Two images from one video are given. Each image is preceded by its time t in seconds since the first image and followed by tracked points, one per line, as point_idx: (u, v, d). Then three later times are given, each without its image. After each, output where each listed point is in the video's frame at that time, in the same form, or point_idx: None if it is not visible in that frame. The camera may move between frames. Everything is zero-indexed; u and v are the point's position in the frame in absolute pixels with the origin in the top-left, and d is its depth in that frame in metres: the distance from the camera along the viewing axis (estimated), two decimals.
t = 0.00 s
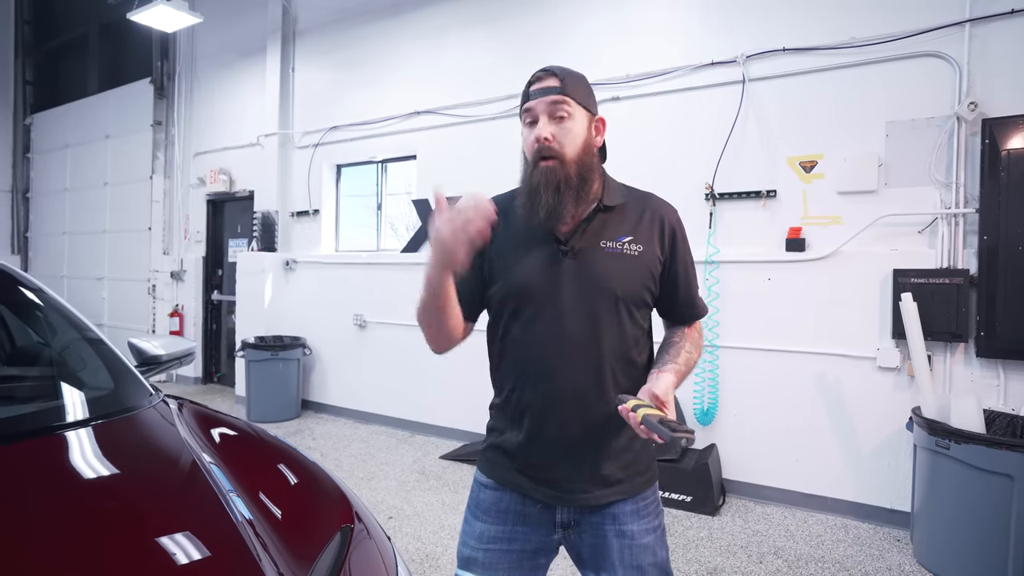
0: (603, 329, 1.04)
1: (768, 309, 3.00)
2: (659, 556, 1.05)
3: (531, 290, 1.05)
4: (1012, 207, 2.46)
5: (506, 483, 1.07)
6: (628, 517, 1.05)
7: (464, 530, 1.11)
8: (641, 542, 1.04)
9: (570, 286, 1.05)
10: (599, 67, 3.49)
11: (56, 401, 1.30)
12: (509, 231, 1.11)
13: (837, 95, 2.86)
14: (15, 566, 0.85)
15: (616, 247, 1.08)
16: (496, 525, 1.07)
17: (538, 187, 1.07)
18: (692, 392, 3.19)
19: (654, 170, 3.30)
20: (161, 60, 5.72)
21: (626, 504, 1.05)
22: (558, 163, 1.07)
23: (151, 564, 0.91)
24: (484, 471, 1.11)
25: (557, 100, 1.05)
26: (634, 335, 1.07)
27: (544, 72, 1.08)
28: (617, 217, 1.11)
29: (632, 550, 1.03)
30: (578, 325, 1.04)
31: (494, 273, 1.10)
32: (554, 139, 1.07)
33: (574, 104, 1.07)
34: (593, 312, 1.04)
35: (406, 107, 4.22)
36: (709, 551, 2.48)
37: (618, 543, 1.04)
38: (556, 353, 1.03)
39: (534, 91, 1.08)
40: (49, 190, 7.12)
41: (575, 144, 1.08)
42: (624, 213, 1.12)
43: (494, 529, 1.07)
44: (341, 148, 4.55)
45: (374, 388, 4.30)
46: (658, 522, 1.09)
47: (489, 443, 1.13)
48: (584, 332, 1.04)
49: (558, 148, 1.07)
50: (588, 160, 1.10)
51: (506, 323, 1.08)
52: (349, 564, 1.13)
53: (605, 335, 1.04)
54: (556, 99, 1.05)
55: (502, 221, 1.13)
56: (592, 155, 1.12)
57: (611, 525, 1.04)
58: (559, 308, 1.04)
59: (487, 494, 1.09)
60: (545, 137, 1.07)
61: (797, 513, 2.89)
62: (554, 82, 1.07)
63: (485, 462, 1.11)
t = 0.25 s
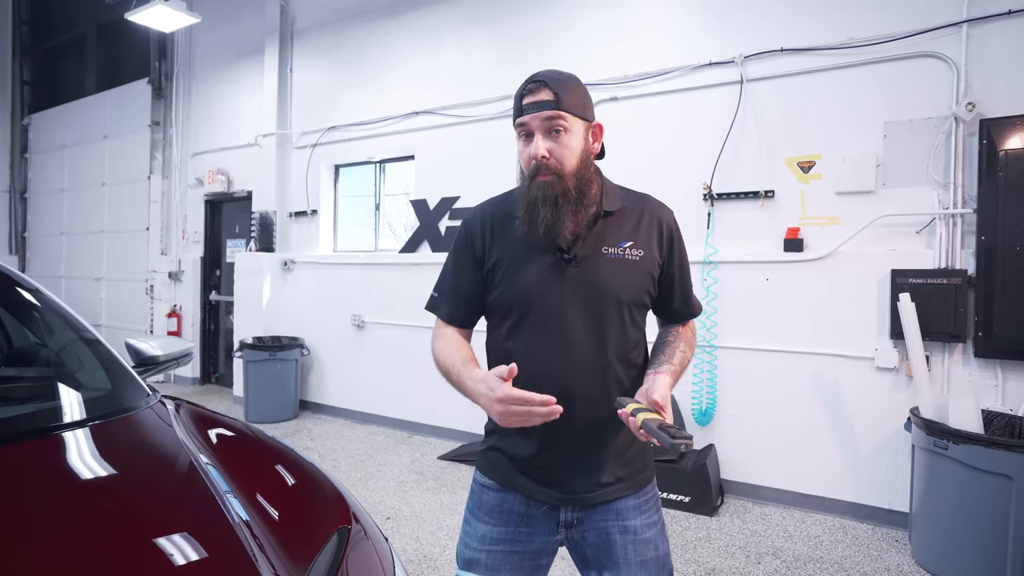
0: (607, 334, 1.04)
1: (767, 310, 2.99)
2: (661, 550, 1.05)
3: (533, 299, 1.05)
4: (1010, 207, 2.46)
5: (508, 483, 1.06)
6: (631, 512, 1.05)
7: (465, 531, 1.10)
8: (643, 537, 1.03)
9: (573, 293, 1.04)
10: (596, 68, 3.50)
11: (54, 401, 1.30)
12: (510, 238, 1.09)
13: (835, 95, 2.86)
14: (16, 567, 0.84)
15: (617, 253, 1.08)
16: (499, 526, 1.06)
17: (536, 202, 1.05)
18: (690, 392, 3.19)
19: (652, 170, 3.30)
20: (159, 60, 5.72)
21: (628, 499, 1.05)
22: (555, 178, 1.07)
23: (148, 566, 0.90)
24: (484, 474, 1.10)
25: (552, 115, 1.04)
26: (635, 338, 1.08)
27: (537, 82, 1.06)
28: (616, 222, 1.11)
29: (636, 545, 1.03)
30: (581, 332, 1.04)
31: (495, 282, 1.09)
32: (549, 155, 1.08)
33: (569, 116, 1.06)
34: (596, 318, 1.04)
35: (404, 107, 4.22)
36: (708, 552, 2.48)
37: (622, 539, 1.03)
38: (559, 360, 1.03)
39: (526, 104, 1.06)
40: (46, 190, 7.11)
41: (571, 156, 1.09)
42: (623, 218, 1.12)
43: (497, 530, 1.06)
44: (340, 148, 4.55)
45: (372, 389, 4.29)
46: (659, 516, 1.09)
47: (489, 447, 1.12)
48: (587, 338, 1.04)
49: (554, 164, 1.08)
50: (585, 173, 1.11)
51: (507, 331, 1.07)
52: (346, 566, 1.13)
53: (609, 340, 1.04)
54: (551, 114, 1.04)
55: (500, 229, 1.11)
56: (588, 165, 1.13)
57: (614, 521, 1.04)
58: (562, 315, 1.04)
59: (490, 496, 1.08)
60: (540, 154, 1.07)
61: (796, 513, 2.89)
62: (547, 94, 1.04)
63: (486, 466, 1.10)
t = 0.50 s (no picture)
0: (607, 337, 1.04)
1: (767, 311, 2.99)
2: (661, 551, 1.04)
3: (535, 300, 1.04)
4: (1011, 208, 2.45)
5: (507, 486, 1.05)
6: (630, 513, 1.04)
7: (464, 533, 1.09)
8: (643, 538, 1.03)
9: (574, 295, 1.04)
10: (596, 69, 3.50)
11: (54, 402, 1.30)
12: (512, 238, 1.09)
13: (835, 97, 2.86)
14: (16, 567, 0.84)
15: (618, 256, 1.07)
16: (498, 527, 1.05)
17: (539, 202, 1.05)
18: (690, 394, 3.18)
19: (652, 172, 3.30)
20: (160, 61, 5.74)
21: (627, 500, 1.05)
22: (559, 179, 1.07)
23: (148, 567, 0.90)
24: (483, 476, 1.10)
25: (558, 116, 1.04)
26: (635, 340, 1.08)
27: (543, 83, 1.06)
28: (618, 224, 1.11)
29: (635, 547, 1.02)
30: (582, 334, 1.03)
31: (496, 283, 1.08)
32: (554, 156, 1.07)
33: (575, 118, 1.05)
34: (597, 320, 1.04)
35: (405, 109, 4.22)
36: (708, 554, 2.47)
37: (621, 541, 1.03)
38: (560, 362, 1.03)
39: (532, 104, 1.05)
40: (48, 191, 7.13)
41: (576, 157, 1.09)
42: (625, 221, 1.12)
43: (496, 531, 1.05)
44: (340, 150, 4.55)
45: (371, 390, 4.29)
46: (658, 517, 1.08)
47: (488, 448, 1.11)
48: (588, 340, 1.04)
49: (559, 164, 1.08)
50: (588, 173, 1.10)
51: (507, 332, 1.07)
52: (346, 569, 1.12)
53: (609, 343, 1.04)
54: (556, 115, 1.04)
55: (502, 230, 1.11)
56: (591, 167, 1.12)
57: (613, 522, 1.04)
58: (563, 316, 1.04)
59: (489, 498, 1.07)
60: (545, 155, 1.07)
61: (796, 516, 2.88)
62: (553, 95, 1.04)
63: (485, 467, 1.10)
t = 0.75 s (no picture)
0: (608, 339, 1.04)
1: (769, 313, 2.98)
2: (662, 554, 1.04)
3: (535, 302, 1.04)
4: (1014, 210, 2.44)
5: (507, 488, 1.05)
6: (630, 516, 1.04)
7: (465, 534, 1.09)
8: (643, 541, 1.03)
9: (574, 297, 1.04)
10: (597, 71, 3.50)
11: (56, 404, 1.30)
12: (513, 239, 1.09)
13: (837, 98, 2.85)
14: (20, 568, 0.84)
15: (619, 257, 1.07)
16: (498, 528, 1.05)
17: (540, 203, 1.05)
18: (692, 396, 3.18)
19: (653, 173, 3.30)
20: (162, 64, 5.76)
21: (628, 503, 1.04)
22: (560, 179, 1.07)
23: (150, 568, 0.90)
24: (483, 477, 1.10)
25: (559, 117, 1.03)
26: (636, 343, 1.08)
27: (545, 84, 1.06)
28: (619, 226, 1.11)
29: (636, 549, 1.02)
30: (582, 335, 1.03)
31: (496, 284, 1.08)
32: (555, 156, 1.07)
33: (576, 119, 1.05)
34: (597, 322, 1.04)
35: (406, 111, 4.23)
36: (710, 557, 2.46)
37: (622, 543, 1.02)
38: (560, 363, 1.03)
39: (533, 105, 1.05)
40: (51, 193, 7.16)
41: (577, 158, 1.08)
42: (626, 223, 1.12)
43: (497, 533, 1.05)
44: (341, 151, 4.56)
45: (373, 391, 4.29)
46: (658, 520, 1.08)
47: (489, 450, 1.11)
48: (588, 341, 1.03)
49: (560, 164, 1.07)
50: (589, 174, 1.10)
51: (508, 333, 1.07)
52: (347, 570, 1.12)
53: (609, 345, 1.04)
54: (557, 116, 1.03)
55: (503, 231, 1.11)
56: (593, 168, 1.12)
57: (614, 525, 1.03)
58: (564, 318, 1.03)
59: (489, 499, 1.07)
60: (546, 156, 1.07)
61: (799, 518, 2.87)
62: (554, 96, 1.04)
63: (486, 468, 1.10)
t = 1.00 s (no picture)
0: (608, 338, 1.04)
1: (770, 314, 2.98)
2: (664, 561, 1.03)
3: (535, 299, 1.04)
4: (1015, 211, 2.44)
5: (508, 487, 1.05)
6: (632, 521, 1.04)
7: (466, 535, 1.09)
8: (645, 547, 1.02)
9: (575, 295, 1.04)
10: (599, 72, 3.50)
11: (59, 405, 1.30)
12: (515, 236, 1.09)
13: (838, 99, 2.85)
14: (22, 569, 0.84)
15: (621, 256, 1.07)
16: (499, 530, 1.05)
17: (539, 199, 1.05)
18: (694, 397, 3.17)
19: (654, 174, 3.30)
20: (165, 65, 5.77)
21: (630, 508, 1.04)
22: (560, 175, 1.07)
23: (152, 568, 0.90)
24: (485, 476, 1.10)
25: (558, 114, 1.04)
26: (638, 343, 1.07)
27: (547, 83, 1.06)
28: (621, 225, 1.10)
29: (637, 555, 1.02)
30: (582, 333, 1.03)
31: (498, 281, 1.08)
32: (554, 152, 1.07)
33: (576, 116, 1.05)
34: (597, 320, 1.04)
35: (407, 112, 4.23)
36: (711, 558, 2.46)
37: (623, 549, 1.02)
38: (560, 361, 1.03)
39: (535, 103, 1.06)
40: (53, 194, 7.17)
41: (577, 154, 1.08)
42: (629, 222, 1.11)
43: (497, 534, 1.05)
44: (343, 153, 4.56)
45: (374, 392, 4.29)
46: (661, 526, 1.08)
47: (490, 449, 1.12)
48: (589, 340, 1.03)
49: (559, 160, 1.07)
50: (590, 172, 1.10)
51: (509, 331, 1.07)
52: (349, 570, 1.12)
53: (610, 344, 1.04)
54: (556, 113, 1.04)
55: (505, 229, 1.11)
56: (595, 165, 1.11)
57: (615, 530, 1.03)
58: (564, 316, 1.04)
59: (490, 500, 1.07)
60: (545, 151, 1.07)
61: (800, 519, 2.86)
62: (554, 94, 1.04)
63: (487, 467, 1.10)
